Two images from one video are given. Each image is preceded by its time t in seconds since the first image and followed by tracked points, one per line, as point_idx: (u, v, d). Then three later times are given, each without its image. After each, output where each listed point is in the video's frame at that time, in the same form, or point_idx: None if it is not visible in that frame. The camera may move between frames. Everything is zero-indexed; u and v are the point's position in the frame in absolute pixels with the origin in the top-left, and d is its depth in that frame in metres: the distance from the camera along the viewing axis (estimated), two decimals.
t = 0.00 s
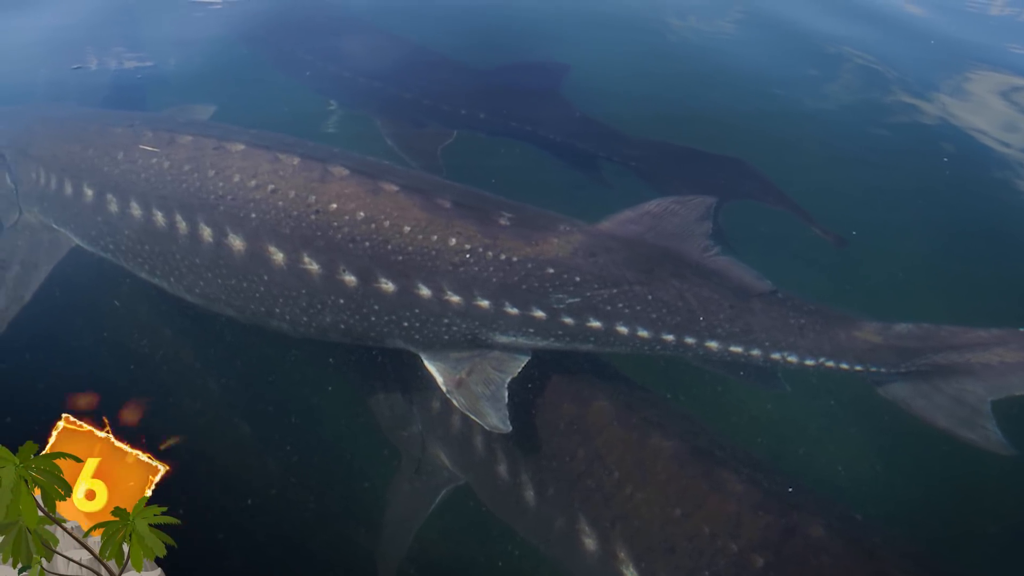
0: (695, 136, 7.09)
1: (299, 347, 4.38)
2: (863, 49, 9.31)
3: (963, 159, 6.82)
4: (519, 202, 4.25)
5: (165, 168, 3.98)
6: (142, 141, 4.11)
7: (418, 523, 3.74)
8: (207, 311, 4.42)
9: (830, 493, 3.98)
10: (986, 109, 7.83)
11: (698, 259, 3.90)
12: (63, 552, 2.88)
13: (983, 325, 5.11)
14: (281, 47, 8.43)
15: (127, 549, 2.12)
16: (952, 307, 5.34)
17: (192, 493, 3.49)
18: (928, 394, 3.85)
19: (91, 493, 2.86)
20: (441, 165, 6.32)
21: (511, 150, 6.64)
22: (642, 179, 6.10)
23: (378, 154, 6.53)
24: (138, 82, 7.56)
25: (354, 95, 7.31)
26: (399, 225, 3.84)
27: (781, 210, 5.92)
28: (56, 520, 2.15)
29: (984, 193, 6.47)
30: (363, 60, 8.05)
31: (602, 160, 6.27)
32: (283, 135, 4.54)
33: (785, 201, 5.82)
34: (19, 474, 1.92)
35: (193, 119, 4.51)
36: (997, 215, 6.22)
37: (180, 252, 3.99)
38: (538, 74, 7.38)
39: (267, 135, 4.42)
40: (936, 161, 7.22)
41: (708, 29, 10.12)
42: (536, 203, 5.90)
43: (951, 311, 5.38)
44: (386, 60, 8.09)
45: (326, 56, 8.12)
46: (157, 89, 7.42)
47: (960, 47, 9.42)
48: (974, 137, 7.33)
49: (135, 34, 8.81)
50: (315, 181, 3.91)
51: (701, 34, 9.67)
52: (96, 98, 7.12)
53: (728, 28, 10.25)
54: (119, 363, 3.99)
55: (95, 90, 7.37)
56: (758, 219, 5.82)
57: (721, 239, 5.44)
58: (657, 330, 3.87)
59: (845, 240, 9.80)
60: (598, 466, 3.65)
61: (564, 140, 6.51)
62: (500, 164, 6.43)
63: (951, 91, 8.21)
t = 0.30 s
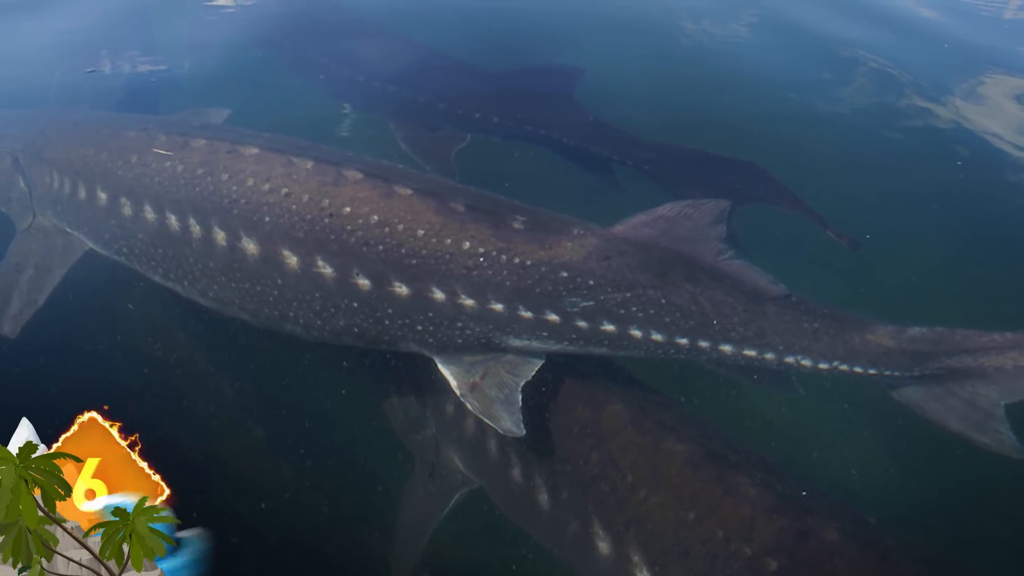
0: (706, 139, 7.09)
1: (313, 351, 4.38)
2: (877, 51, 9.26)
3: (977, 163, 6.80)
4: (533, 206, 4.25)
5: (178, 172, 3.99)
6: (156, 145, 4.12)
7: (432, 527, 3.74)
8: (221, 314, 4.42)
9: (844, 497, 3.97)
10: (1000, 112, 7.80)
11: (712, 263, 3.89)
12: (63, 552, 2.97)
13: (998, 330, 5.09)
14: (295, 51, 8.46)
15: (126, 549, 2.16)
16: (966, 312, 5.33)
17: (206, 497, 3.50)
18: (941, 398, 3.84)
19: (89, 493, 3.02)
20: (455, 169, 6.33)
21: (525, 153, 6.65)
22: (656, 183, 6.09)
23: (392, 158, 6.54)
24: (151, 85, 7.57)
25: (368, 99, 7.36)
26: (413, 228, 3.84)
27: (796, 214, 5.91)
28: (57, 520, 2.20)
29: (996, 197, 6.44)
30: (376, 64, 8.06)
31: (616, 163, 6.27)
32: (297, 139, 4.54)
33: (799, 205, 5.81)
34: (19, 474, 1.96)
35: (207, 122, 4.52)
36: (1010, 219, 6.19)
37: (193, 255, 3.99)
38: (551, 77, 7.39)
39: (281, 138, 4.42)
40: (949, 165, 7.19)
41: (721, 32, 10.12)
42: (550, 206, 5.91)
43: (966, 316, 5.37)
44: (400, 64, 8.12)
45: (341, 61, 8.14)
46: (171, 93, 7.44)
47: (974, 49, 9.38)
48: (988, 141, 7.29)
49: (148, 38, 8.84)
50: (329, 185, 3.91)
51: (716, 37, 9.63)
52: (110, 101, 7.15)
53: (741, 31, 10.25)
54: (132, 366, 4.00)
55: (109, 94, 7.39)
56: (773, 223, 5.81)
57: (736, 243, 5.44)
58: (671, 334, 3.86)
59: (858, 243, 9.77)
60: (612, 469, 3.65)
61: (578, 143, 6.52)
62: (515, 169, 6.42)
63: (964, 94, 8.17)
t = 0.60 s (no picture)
0: (717, 141, 7.08)
1: (327, 354, 4.38)
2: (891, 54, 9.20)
3: (991, 167, 6.76)
4: (546, 209, 4.24)
5: (192, 176, 4.00)
6: (169, 149, 4.14)
7: (446, 530, 3.74)
8: (234, 318, 4.42)
9: (859, 501, 3.95)
10: (1014, 115, 7.75)
11: (726, 266, 3.89)
12: (63, 553, 2.98)
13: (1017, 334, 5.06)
14: (310, 55, 8.50)
15: (125, 549, 2.23)
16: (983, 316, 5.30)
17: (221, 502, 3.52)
18: (955, 401, 3.83)
19: (90, 493, 3.00)
20: (469, 173, 6.33)
21: (539, 157, 6.65)
22: (670, 186, 6.08)
23: (406, 162, 6.54)
24: (166, 89, 7.61)
25: (382, 103, 7.38)
26: (426, 232, 3.85)
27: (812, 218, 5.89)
28: (58, 520, 2.28)
29: (1010, 201, 6.41)
30: (389, 67, 8.05)
31: (630, 167, 6.27)
32: (311, 142, 4.54)
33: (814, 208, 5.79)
34: (19, 475, 2.04)
35: (221, 126, 4.53)
36: None
37: (207, 259, 4.01)
38: (565, 81, 7.40)
39: (294, 141, 4.42)
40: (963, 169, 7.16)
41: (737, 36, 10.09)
42: (565, 210, 5.91)
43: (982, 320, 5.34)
44: (414, 67, 8.13)
45: (355, 64, 8.14)
46: (185, 96, 7.46)
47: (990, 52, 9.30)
48: (1003, 144, 7.25)
49: (162, 41, 8.85)
50: (343, 188, 3.91)
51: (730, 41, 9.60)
52: (124, 104, 7.17)
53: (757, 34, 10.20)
54: (146, 370, 4.01)
55: (123, 97, 7.42)
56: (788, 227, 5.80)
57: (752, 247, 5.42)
58: (685, 337, 3.86)
59: (872, 246, 9.71)
60: (625, 473, 3.64)
61: (592, 147, 6.52)
62: (529, 172, 6.43)
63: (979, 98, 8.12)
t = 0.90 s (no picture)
0: (729, 144, 7.07)
1: (341, 358, 4.38)
2: (907, 57, 9.13)
3: (1006, 171, 6.73)
4: (560, 213, 4.25)
5: (206, 179, 4.01)
6: (183, 152, 4.16)
7: (459, 534, 3.74)
8: (248, 321, 4.43)
9: (874, 505, 3.94)
10: None
11: (740, 270, 3.89)
12: (63, 554, 3.02)
13: None
14: (323, 58, 8.51)
15: (125, 549, 2.23)
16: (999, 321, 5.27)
17: (237, 506, 3.55)
18: (969, 405, 3.82)
19: (89, 493, 2.96)
20: (482, 176, 6.33)
21: (553, 160, 6.65)
22: (685, 190, 6.07)
23: (420, 165, 6.55)
24: (179, 92, 7.61)
25: (396, 106, 7.39)
26: (440, 235, 3.85)
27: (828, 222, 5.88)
28: (57, 521, 2.27)
29: None
30: (403, 71, 8.05)
31: (644, 170, 6.26)
32: (325, 146, 4.54)
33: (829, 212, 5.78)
34: (19, 475, 2.04)
35: (235, 130, 4.54)
36: None
37: (221, 262, 4.02)
38: (578, 84, 7.40)
39: (308, 144, 4.42)
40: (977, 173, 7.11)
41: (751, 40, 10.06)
42: (578, 214, 5.91)
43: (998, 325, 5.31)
44: (427, 70, 8.12)
45: (368, 67, 8.14)
46: (198, 100, 7.48)
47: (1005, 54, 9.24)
48: (1018, 148, 7.20)
49: (176, 44, 8.87)
50: (357, 192, 3.91)
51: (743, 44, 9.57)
52: (138, 108, 7.18)
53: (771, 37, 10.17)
54: (160, 374, 4.02)
55: (137, 100, 7.43)
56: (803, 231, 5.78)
57: (768, 251, 5.42)
58: (698, 341, 3.86)
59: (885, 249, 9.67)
60: (639, 476, 3.64)
61: (606, 150, 6.51)
62: (542, 176, 6.43)
63: (993, 102, 8.07)
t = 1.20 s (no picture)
0: (741, 147, 7.07)
1: (355, 361, 4.38)
2: (919, 61, 9.11)
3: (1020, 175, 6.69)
4: (573, 216, 4.25)
5: (219, 183, 4.03)
6: (197, 156, 4.18)
7: (473, 537, 3.74)
8: (262, 325, 4.44)
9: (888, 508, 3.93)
10: None
11: (753, 273, 3.89)
12: (63, 553, 3.06)
13: None
14: (337, 61, 8.54)
15: (126, 550, 2.22)
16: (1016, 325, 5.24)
17: (251, 510, 3.55)
18: (982, 408, 3.80)
19: (89, 493, 2.97)
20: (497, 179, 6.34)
21: (567, 164, 6.66)
22: (698, 194, 6.07)
23: (434, 168, 6.56)
24: (193, 95, 7.64)
25: (410, 110, 7.42)
26: (454, 239, 3.85)
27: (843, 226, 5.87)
28: (56, 520, 2.27)
29: None
30: (416, 74, 8.05)
31: (658, 174, 6.26)
32: (339, 149, 4.56)
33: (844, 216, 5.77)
34: (19, 476, 2.04)
35: (249, 133, 4.56)
36: None
37: (235, 266, 4.03)
38: (591, 87, 7.42)
39: (322, 148, 4.44)
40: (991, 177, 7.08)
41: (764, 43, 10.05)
42: (592, 217, 5.91)
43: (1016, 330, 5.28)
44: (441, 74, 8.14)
45: (381, 71, 8.15)
46: (211, 103, 7.49)
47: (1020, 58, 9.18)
48: None
49: (189, 47, 8.88)
50: (371, 196, 3.92)
51: (758, 48, 9.55)
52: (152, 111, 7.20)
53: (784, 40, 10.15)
54: (174, 377, 4.03)
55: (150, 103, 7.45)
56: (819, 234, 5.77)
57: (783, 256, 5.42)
58: (712, 344, 3.85)
59: (898, 252, 9.64)
60: (653, 480, 3.63)
61: (619, 153, 6.52)
62: (555, 178, 6.42)
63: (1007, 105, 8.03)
